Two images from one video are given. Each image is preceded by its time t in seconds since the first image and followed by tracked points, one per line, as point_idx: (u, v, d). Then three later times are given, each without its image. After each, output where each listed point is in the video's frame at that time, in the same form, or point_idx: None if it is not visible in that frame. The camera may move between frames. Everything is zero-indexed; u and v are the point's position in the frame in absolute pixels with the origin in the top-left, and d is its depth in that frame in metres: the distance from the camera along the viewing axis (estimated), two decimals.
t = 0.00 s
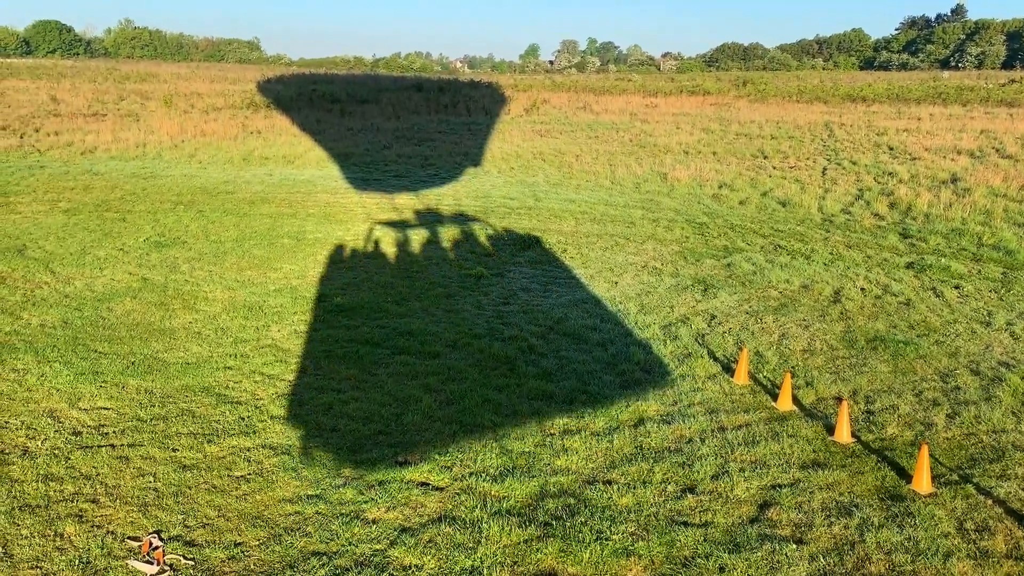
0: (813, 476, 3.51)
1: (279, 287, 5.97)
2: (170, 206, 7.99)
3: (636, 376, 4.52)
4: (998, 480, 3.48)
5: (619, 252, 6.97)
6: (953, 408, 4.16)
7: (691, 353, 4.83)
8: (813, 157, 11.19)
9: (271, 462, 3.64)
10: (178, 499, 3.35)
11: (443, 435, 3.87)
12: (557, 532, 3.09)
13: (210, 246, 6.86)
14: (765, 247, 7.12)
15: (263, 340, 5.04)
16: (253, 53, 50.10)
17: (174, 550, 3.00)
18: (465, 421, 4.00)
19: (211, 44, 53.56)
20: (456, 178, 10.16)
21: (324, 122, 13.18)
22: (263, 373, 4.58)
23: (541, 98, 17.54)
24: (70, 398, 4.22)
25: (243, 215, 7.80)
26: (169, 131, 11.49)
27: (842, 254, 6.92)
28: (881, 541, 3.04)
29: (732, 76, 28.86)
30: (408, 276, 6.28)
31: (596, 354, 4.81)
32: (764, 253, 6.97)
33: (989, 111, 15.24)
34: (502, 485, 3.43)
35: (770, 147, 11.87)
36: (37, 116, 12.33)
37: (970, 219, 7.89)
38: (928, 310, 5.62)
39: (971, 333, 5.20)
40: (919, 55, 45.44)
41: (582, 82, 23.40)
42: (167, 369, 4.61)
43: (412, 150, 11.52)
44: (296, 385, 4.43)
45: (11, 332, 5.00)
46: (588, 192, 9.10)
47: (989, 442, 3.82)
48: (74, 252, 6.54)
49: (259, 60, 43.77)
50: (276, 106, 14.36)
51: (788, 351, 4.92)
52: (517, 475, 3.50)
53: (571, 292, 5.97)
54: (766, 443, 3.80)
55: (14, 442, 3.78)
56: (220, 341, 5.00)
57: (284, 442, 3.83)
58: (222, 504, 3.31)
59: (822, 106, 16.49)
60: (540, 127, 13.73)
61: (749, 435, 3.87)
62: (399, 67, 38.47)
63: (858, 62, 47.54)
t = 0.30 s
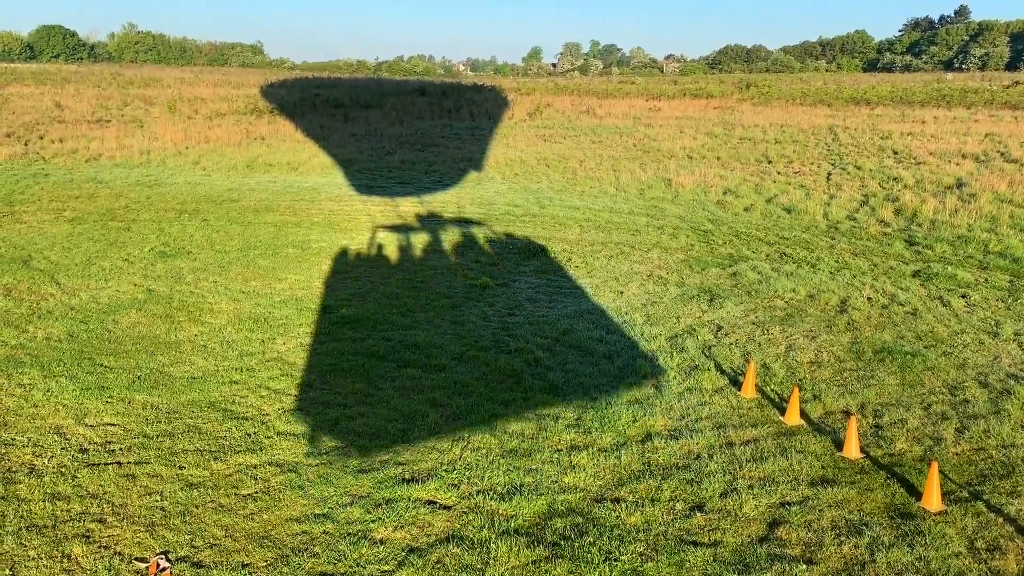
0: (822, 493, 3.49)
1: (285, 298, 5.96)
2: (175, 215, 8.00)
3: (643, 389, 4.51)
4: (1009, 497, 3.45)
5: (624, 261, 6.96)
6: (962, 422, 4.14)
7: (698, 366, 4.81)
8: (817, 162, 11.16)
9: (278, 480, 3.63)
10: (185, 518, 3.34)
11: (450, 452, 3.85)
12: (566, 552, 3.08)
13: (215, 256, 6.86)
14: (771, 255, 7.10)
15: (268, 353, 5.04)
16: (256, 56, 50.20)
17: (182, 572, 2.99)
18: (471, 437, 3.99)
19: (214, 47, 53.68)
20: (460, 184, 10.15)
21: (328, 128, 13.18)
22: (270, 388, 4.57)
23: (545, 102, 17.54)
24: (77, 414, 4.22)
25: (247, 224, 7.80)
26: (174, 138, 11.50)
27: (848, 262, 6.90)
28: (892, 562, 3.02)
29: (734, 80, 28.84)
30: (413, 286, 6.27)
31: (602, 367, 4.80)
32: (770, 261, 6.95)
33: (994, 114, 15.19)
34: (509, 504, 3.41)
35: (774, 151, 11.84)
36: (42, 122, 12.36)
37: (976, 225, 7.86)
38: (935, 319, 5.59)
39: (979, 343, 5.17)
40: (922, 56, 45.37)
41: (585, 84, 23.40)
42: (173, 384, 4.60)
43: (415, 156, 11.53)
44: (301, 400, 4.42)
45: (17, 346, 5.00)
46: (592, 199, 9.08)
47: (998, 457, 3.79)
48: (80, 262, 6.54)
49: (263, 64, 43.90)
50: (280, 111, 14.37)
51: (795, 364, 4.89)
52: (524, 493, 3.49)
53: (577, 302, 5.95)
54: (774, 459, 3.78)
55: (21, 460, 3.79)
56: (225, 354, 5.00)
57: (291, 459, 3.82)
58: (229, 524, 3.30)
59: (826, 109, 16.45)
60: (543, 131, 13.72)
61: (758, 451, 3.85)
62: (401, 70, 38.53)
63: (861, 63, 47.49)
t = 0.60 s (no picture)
0: (826, 510, 3.48)
1: (285, 308, 5.94)
2: (174, 223, 7.97)
3: (645, 402, 4.50)
4: (1012, 513, 3.45)
5: (625, 269, 6.95)
6: (964, 436, 4.13)
7: (699, 378, 4.80)
8: (816, 166, 11.16)
9: (280, 498, 3.61)
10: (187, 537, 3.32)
11: (452, 468, 3.84)
12: (569, 572, 3.07)
13: (215, 265, 6.84)
14: (771, 263, 7.10)
15: (269, 365, 5.02)
16: (254, 57, 50.15)
17: None
18: (473, 453, 3.97)
19: (212, 49, 53.65)
20: (459, 189, 10.14)
21: (327, 132, 13.17)
22: (271, 402, 4.56)
23: (543, 105, 17.55)
24: (77, 429, 4.20)
25: (247, 231, 7.79)
26: (172, 142, 11.47)
27: (848, 270, 6.90)
28: None
29: (733, 82, 28.91)
30: (413, 296, 6.26)
31: (604, 379, 4.79)
32: (770, 269, 6.95)
33: (992, 117, 15.23)
34: (512, 522, 3.40)
35: (773, 156, 11.85)
36: (40, 127, 12.32)
37: (976, 232, 7.87)
38: (936, 329, 5.59)
39: (980, 354, 5.17)
40: (920, 58, 45.48)
41: (583, 87, 23.42)
42: (173, 398, 4.59)
43: (414, 161, 11.51)
44: (302, 414, 4.40)
45: (17, 359, 4.98)
46: (592, 205, 9.08)
47: (1001, 472, 3.79)
48: (80, 272, 6.52)
49: (261, 67, 43.91)
50: (278, 115, 14.35)
51: (797, 375, 4.89)
52: (527, 511, 3.48)
53: (578, 312, 5.94)
54: (777, 475, 3.77)
55: (21, 477, 3.77)
56: (226, 367, 4.98)
57: (292, 476, 3.80)
58: (231, 543, 3.29)
59: (824, 112, 16.49)
60: (542, 135, 13.72)
61: (760, 466, 3.85)
62: (400, 73, 38.59)
63: (859, 65, 47.61)
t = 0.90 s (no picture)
0: (825, 528, 3.48)
1: (282, 318, 5.92)
2: (171, 230, 7.94)
3: (643, 415, 4.50)
4: (1011, 531, 3.46)
5: (622, 278, 6.96)
6: (962, 450, 4.15)
7: (697, 391, 4.80)
8: (813, 172, 11.18)
9: (279, 515, 3.60)
10: (185, 557, 3.31)
11: (451, 485, 3.83)
12: None
13: (212, 273, 6.82)
14: (768, 272, 7.11)
15: (267, 377, 5.01)
16: (250, 59, 50.06)
17: None
18: (472, 469, 3.96)
19: (208, 50, 53.53)
20: (457, 194, 10.12)
21: (324, 135, 13.14)
22: (269, 416, 4.54)
23: (540, 108, 17.55)
24: (75, 444, 4.18)
25: (245, 239, 7.76)
26: (168, 147, 11.42)
27: (846, 279, 6.91)
28: None
29: (729, 85, 29.01)
30: (411, 305, 6.25)
31: (602, 392, 4.78)
32: (768, 278, 6.96)
33: (987, 121, 15.30)
34: (512, 540, 3.40)
35: (770, 161, 11.87)
36: (35, 131, 12.26)
37: (973, 240, 7.90)
38: (933, 340, 5.61)
39: (978, 366, 5.19)
40: (915, 60, 45.64)
41: (580, 89, 23.42)
42: (171, 412, 4.57)
43: (411, 166, 11.49)
44: (301, 428, 4.39)
45: (14, 371, 4.95)
46: (589, 212, 9.09)
47: (1000, 488, 3.80)
48: (76, 280, 6.49)
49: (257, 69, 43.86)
50: (274, 118, 14.31)
51: (795, 388, 4.90)
52: (527, 530, 3.47)
53: (576, 323, 5.94)
54: (777, 491, 3.77)
55: (18, 494, 3.75)
56: (224, 379, 4.96)
57: (291, 493, 3.79)
58: (230, 563, 3.28)
59: (820, 115, 16.54)
60: (539, 139, 13.73)
61: (759, 483, 3.85)
62: (397, 74, 38.60)
63: (855, 68, 47.80)
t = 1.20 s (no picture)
0: (827, 548, 3.48)
1: (282, 330, 5.90)
2: (170, 239, 7.92)
3: (644, 431, 4.49)
4: (1013, 552, 3.46)
5: (622, 288, 6.95)
6: (963, 468, 4.15)
7: (698, 407, 4.80)
8: (812, 180, 11.20)
9: (279, 535, 3.59)
10: None
11: (452, 504, 3.82)
12: None
13: (211, 283, 6.80)
14: (768, 283, 7.11)
15: (267, 391, 4.99)
16: (248, 62, 50.08)
17: None
18: (472, 487, 3.95)
19: (206, 53, 53.50)
20: (456, 201, 10.11)
21: (322, 141, 13.12)
22: (269, 431, 4.53)
23: (539, 112, 17.56)
24: (74, 461, 4.16)
25: (244, 248, 7.74)
26: (167, 152, 11.39)
27: (845, 290, 6.92)
28: None
29: (727, 89, 29.07)
30: (411, 317, 6.24)
31: (603, 407, 4.78)
32: (768, 289, 6.96)
33: (985, 127, 15.34)
34: (514, 561, 3.39)
35: (769, 168, 11.89)
36: (34, 136, 12.22)
37: (972, 250, 7.92)
38: (933, 354, 5.62)
39: (978, 381, 5.20)
40: (913, 65, 45.77)
41: (578, 93, 23.45)
42: (171, 427, 4.55)
43: (410, 172, 11.49)
44: (301, 444, 4.38)
45: (12, 385, 4.93)
46: (589, 220, 9.09)
47: (1001, 507, 3.81)
48: (75, 291, 6.47)
49: (255, 71, 43.84)
50: (273, 123, 14.28)
51: (795, 403, 4.90)
52: (529, 551, 3.46)
53: (576, 335, 5.94)
54: (778, 511, 3.77)
55: (18, 513, 3.73)
56: (224, 394, 4.94)
57: (292, 511, 3.77)
58: None
59: (818, 121, 16.57)
60: (538, 145, 13.72)
61: (761, 502, 3.85)
62: (395, 78, 38.63)
63: (852, 72, 47.95)
